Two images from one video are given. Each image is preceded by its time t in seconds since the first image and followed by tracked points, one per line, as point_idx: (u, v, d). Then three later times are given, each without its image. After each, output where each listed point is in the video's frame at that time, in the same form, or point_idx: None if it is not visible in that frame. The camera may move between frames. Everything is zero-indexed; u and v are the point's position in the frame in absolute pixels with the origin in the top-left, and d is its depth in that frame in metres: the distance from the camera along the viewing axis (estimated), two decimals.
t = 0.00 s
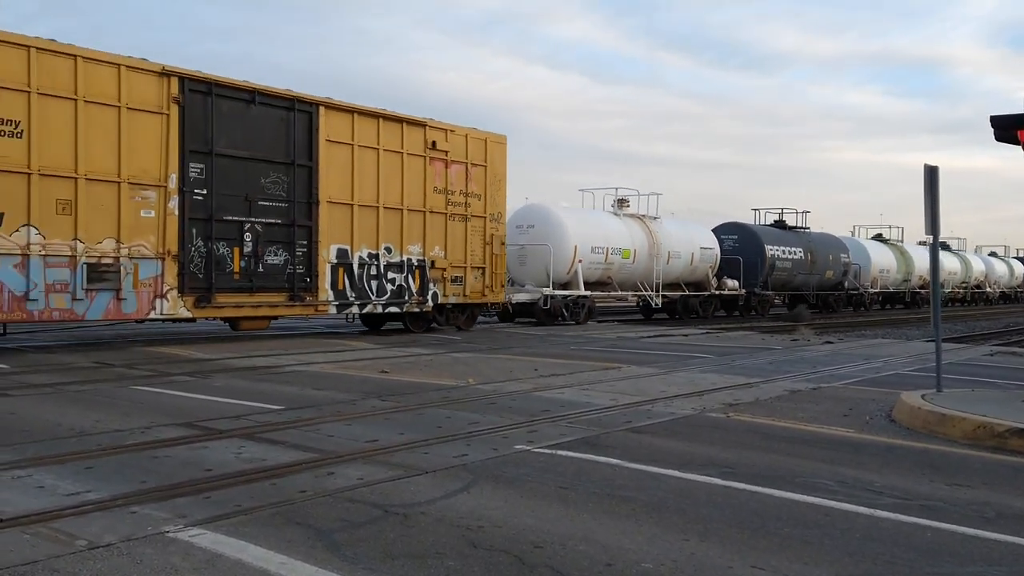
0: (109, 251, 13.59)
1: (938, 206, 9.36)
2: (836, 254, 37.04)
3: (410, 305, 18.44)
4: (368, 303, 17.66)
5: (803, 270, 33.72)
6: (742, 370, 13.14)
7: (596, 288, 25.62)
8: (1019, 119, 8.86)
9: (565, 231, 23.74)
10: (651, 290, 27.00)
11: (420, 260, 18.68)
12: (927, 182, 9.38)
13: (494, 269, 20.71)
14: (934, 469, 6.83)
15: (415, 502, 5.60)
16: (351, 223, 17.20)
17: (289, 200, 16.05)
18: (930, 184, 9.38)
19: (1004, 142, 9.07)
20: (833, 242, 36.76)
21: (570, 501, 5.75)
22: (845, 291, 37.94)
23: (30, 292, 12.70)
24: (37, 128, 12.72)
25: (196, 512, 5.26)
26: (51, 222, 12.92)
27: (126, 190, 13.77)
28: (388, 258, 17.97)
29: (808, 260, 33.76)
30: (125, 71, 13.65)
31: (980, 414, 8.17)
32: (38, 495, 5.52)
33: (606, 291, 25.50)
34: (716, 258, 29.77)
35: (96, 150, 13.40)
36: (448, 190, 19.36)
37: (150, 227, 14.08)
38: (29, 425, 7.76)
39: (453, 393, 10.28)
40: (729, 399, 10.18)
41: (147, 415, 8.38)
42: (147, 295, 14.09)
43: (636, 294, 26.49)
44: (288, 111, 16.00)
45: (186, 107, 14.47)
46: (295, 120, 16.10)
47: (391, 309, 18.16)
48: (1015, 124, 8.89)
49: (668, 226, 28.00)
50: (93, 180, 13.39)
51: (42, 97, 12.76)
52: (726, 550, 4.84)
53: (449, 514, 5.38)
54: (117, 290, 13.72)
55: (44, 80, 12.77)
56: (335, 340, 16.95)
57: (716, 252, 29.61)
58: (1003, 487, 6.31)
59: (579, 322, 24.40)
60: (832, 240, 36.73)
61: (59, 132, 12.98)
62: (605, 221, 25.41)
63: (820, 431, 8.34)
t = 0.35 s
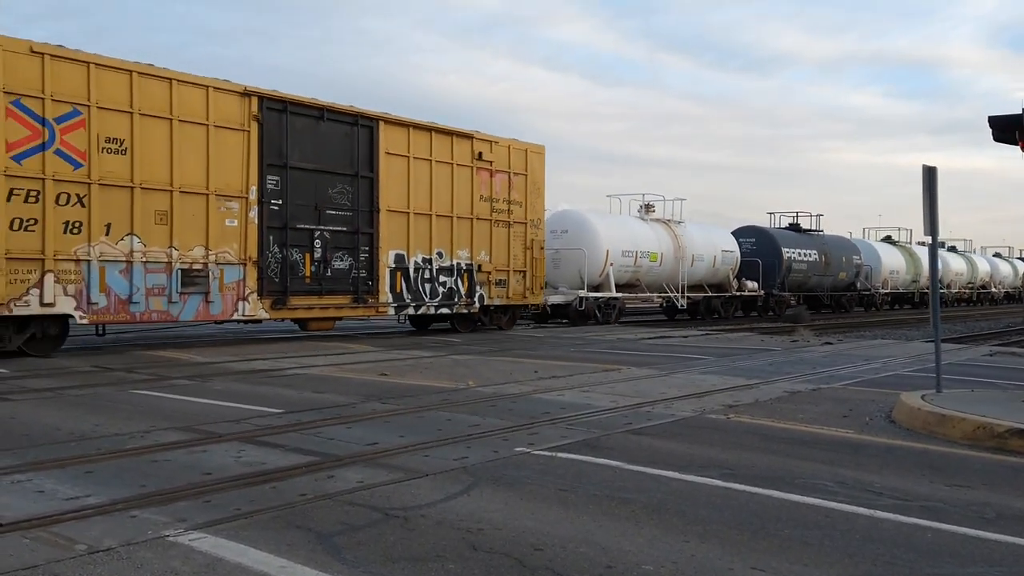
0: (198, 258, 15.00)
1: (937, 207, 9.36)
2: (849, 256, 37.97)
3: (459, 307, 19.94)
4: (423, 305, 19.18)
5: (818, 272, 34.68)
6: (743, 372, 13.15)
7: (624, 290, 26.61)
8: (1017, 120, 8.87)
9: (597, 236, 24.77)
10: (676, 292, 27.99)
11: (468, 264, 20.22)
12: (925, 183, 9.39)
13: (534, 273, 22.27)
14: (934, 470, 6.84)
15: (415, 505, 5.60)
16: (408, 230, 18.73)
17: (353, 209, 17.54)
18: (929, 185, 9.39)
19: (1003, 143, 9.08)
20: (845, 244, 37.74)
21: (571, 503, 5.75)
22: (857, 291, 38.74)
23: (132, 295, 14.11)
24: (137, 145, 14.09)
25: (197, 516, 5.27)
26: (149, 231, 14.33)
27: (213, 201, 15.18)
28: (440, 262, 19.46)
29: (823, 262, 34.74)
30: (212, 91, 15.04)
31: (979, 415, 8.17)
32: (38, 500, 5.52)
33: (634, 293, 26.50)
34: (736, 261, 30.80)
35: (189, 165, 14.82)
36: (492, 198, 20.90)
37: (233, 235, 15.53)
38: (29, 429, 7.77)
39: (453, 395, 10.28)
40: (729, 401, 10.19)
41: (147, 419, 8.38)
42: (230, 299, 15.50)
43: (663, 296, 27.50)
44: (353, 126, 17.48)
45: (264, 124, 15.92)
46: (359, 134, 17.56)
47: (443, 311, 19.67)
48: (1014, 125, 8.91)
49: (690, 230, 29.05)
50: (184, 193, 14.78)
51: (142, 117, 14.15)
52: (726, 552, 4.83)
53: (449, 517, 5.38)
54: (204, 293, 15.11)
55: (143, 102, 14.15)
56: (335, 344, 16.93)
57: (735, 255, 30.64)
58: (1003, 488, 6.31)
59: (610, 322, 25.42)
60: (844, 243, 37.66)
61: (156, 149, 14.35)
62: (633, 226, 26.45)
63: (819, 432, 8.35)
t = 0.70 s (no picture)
0: (268, 263, 16.06)
1: (935, 210, 9.37)
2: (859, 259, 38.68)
3: (498, 309, 21.03)
4: (466, 308, 20.26)
5: (830, 275, 35.34)
6: (741, 374, 13.16)
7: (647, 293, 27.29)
8: (1014, 123, 8.89)
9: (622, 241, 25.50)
10: (697, 294, 28.66)
11: (506, 268, 21.28)
12: (923, 185, 9.40)
13: (566, 277, 23.37)
14: (933, 473, 6.82)
15: (413, 509, 5.59)
16: (452, 236, 19.80)
17: (404, 217, 18.64)
18: (927, 188, 9.39)
19: (1000, 146, 9.10)
20: (856, 247, 38.44)
21: (569, 506, 5.75)
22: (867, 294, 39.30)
23: (210, 298, 15.20)
24: (216, 158, 15.18)
25: (195, 520, 5.26)
26: (225, 238, 15.41)
27: (281, 210, 16.25)
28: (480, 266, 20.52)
29: (835, 265, 35.41)
30: (279, 107, 16.12)
31: (978, 417, 8.17)
32: (36, 504, 5.50)
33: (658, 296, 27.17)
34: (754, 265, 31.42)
35: (258, 176, 15.86)
36: (528, 206, 21.95)
37: (298, 242, 16.61)
38: (26, 434, 7.75)
39: (451, 398, 10.26)
40: (728, 404, 10.17)
41: (145, 423, 8.36)
42: (296, 301, 16.56)
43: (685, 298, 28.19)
44: (404, 138, 18.54)
45: (326, 137, 16.97)
46: (409, 146, 18.64)
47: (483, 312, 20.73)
48: (1012, 128, 8.92)
49: (710, 235, 29.73)
50: (256, 202, 15.85)
51: (220, 133, 15.23)
52: (725, 556, 4.82)
53: (448, 520, 5.37)
54: (273, 296, 16.16)
55: (221, 118, 15.25)
56: (333, 347, 16.92)
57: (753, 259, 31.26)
58: (1002, 490, 6.31)
59: (637, 324, 26.15)
60: (855, 247, 38.33)
61: (232, 162, 15.43)
62: (656, 231, 27.17)
63: (818, 434, 8.34)
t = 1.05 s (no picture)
0: (338, 271, 17.18)
1: (938, 215, 9.36)
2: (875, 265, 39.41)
3: (541, 314, 21.98)
4: (512, 313, 21.22)
5: (846, 280, 36.11)
6: (744, 380, 13.14)
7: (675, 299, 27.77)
8: (1018, 128, 8.88)
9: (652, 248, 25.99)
10: (722, 300, 29.15)
11: (549, 275, 22.22)
12: (926, 191, 9.39)
13: (603, 283, 24.25)
14: (936, 479, 6.81)
15: (415, 515, 5.58)
16: (500, 245, 20.83)
17: (457, 227, 19.71)
18: (930, 193, 9.39)
19: (1004, 151, 9.09)
20: (871, 253, 39.17)
21: (572, 512, 5.74)
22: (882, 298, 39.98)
23: (288, 303, 16.34)
24: (295, 174, 16.32)
25: (197, 526, 5.26)
26: (301, 248, 16.55)
27: (349, 222, 17.40)
28: (525, 273, 21.50)
29: (851, 271, 36.19)
30: (348, 126, 17.23)
31: (982, 423, 8.15)
32: (38, 510, 5.51)
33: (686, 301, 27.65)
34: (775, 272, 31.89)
35: (329, 190, 16.97)
36: (568, 215, 22.92)
37: (364, 250, 17.75)
38: (29, 439, 7.76)
39: (453, 404, 10.26)
40: (731, 409, 10.16)
41: (148, 429, 8.36)
42: (362, 306, 17.70)
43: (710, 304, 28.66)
44: (457, 153, 19.67)
45: (388, 154, 18.09)
46: (461, 160, 19.76)
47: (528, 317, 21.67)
48: (1015, 133, 8.91)
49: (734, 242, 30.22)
50: (329, 214, 16.99)
51: (297, 150, 16.34)
52: (727, 562, 4.81)
53: (450, 526, 5.37)
54: (343, 301, 17.32)
55: (298, 137, 16.35)
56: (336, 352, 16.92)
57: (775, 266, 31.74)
58: (1006, 496, 6.30)
59: (665, 329, 26.69)
60: (870, 253, 39.05)
61: (308, 177, 16.59)
62: (684, 238, 27.67)
63: (821, 440, 8.32)
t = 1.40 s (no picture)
0: (390, 276, 18.44)
1: (936, 217, 9.37)
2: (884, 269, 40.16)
3: (573, 316, 23.12)
4: (546, 314, 22.41)
5: (858, 283, 36.81)
6: (743, 382, 13.14)
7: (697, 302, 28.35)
8: (1015, 131, 8.88)
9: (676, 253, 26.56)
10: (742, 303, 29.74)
11: (581, 278, 23.36)
12: (924, 193, 9.40)
13: (632, 287, 25.31)
14: (936, 481, 6.81)
15: (413, 518, 5.58)
16: (535, 250, 22.02)
17: (496, 233, 20.95)
18: (928, 195, 9.39)
19: (1001, 153, 9.10)
20: (880, 256, 39.92)
21: (570, 515, 5.74)
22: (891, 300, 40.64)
23: (346, 306, 17.62)
24: (352, 185, 17.59)
25: (196, 530, 5.25)
26: (358, 254, 17.83)
27: (401, 229, 18.65)
28: (558, 276, 22.66)
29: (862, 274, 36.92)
30: (400, 139, 18.50)
31: (981, 425, 8.15)
32: (37, 514, 5.50)
33: (707, 304, 28.25)
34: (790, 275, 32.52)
35: (383, 199, 18.24)
36: (597, 221, 24.03)
37: (413, 256, 19.01)
38: (28, 443, 7.75)
39: (452, 407, 10.26)
40: (730, 412, 10.15)
41: (147, 432, 8.36)
42: (413, 308, 18.96)
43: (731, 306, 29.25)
44: (497, 163, 20.89)
45: (436, 164, 19.38)
46: (500, 170, 20.99)
47: (561, 319, 22.83)
48: (1012, 136, 8.92)
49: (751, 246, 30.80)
50: (382, 222, 18.25)
51: (355, 163, 17.62)
52: (726, 564, 4.81)
53: (449, 529, 5.37)
54: (395, 304, 18.57)
55: (355, 150, 17.63)
56: (335, 356, 16.93)
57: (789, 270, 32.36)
58: (1005, 498, 6.29)
59: (687, 330, 27.44)
60: (878, 256, 39.77)
61: (364, 187, 17.84)
62: (705, 243, 28.26)
63: (821, 443, 8.31)
